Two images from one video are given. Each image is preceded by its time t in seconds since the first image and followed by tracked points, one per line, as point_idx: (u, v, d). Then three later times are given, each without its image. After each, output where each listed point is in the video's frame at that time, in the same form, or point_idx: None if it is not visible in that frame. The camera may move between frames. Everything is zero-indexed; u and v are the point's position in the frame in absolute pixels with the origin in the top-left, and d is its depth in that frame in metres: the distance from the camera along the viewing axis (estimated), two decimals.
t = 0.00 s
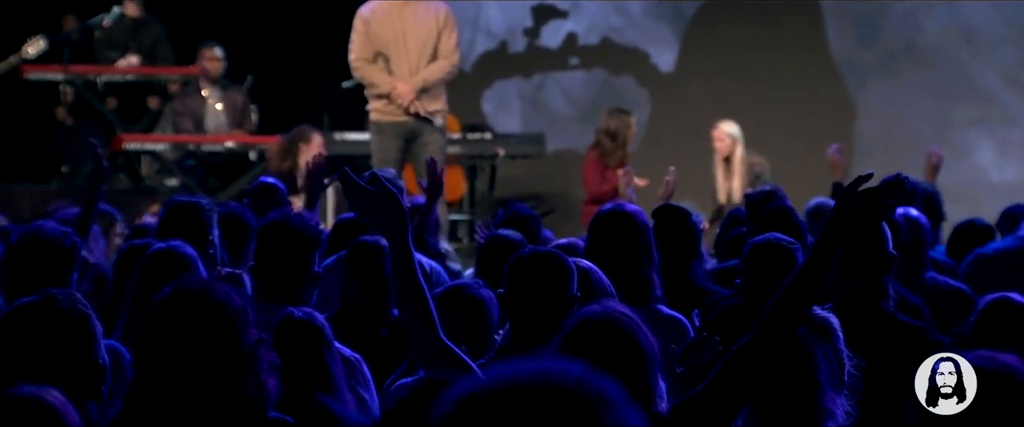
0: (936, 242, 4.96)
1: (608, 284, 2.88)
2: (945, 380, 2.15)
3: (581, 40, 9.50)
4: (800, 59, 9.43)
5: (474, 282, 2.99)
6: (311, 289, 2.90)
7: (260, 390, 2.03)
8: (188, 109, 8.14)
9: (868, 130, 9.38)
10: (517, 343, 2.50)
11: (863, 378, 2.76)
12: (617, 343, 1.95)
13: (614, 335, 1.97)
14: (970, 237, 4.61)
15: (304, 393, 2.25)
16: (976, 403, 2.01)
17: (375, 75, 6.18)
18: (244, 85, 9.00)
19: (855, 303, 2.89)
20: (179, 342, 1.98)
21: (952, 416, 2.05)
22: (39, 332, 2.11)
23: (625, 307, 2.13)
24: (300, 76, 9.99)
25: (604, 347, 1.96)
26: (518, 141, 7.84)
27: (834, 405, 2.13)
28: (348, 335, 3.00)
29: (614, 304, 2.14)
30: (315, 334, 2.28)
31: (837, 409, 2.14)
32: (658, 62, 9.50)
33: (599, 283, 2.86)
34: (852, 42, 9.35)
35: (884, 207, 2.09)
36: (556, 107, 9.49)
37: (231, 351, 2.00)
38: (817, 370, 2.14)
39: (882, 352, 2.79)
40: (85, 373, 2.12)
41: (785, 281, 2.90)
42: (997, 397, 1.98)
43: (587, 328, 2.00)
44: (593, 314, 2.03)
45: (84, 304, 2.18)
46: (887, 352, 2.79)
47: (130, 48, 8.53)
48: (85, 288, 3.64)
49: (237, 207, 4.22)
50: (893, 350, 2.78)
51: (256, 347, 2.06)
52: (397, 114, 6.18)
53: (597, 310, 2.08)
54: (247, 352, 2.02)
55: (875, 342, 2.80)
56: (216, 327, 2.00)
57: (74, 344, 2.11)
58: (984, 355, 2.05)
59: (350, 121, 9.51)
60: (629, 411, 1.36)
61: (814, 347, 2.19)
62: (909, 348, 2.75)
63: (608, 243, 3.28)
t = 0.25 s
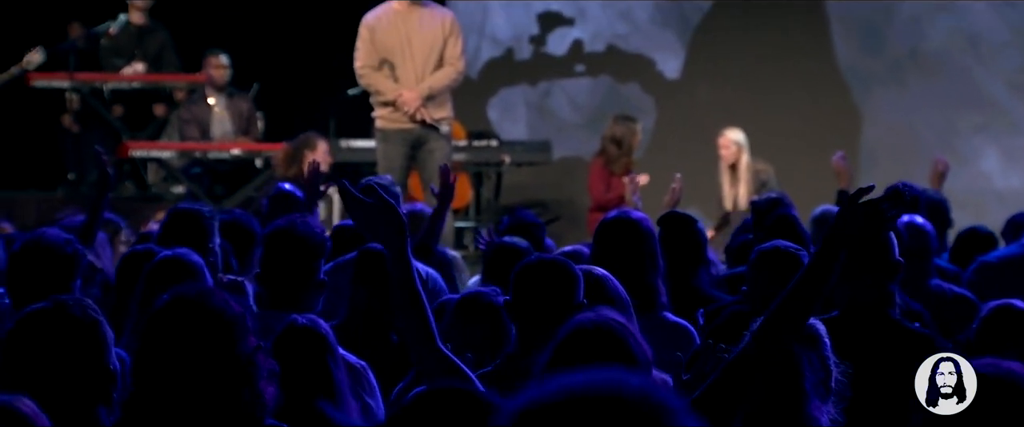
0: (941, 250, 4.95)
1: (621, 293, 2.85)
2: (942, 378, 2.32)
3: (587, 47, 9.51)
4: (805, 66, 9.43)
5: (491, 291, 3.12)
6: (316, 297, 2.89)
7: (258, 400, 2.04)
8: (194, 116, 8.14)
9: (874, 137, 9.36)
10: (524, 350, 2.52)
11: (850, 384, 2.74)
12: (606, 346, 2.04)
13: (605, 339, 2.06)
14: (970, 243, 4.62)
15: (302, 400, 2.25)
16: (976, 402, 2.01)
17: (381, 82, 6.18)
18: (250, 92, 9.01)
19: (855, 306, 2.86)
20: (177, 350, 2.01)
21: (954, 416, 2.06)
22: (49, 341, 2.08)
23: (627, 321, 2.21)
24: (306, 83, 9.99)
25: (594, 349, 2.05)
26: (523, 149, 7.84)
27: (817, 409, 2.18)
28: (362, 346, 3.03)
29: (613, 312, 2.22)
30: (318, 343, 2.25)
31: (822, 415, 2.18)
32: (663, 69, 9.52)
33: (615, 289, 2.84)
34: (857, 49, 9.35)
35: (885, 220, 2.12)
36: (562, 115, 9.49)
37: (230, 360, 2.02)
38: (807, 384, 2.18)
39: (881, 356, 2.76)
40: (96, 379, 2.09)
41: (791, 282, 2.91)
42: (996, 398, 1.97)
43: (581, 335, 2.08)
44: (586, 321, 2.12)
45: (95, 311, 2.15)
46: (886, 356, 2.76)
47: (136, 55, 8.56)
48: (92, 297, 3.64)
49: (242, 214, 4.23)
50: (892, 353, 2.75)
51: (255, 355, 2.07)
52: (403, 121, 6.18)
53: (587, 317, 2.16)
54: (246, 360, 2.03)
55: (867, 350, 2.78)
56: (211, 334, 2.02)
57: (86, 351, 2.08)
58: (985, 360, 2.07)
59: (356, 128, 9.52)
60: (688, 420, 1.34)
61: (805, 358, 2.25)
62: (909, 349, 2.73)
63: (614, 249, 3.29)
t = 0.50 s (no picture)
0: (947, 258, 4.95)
1: (635, 301, 2.83)
2: (946, 382, 2.55)
3: (593, 56, 9.51)
4: (812, 75, 9.41)
5: (505, 299, 3.22)
6: (321, 307, 2.88)
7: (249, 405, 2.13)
8: (200, 125, 8.14)
9: (880, 147, 9.37)
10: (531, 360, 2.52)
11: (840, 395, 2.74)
12: (620, 357, 2.04)
13: (618, 349, 2.07)
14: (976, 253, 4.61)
15: (298, 412, 2.24)
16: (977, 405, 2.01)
17: (387, 91, 6.18)
18: (257, 101, 9.01)
19: (862, 316, 2.86)
20: (177, 354, 2.18)
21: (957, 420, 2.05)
22: (59, 349, 2.12)
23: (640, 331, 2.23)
24: (312, 92, 10.00)
25: (607, 360, 2.05)
26: (529, 157, 7.85)
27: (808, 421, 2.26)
28: (365, 353, 3.03)
29: (624, 321, 2.24)
30: (309, 347, 2.30)
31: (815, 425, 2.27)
32: (669, 78, 9.51)
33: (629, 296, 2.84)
34: (863, 58, 9.36)
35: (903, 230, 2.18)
36: (569, 124, 9.50)
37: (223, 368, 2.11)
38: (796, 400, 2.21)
39: (875, 364, 2.77)
40: (107, 387, 2.12)
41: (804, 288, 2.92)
42: (996, 401, 1.98)
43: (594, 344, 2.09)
44: (598, 329, 2.12)
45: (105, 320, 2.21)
46: (886, 364, 2.76)
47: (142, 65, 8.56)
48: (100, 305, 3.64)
49: (248, 223, 4.23)
50: (893, 361, 2.75)
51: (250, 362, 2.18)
52: (409, 130, 6.18)
53: (598, 325, 2.17)
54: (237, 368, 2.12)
55: (857, 362, 2.78)
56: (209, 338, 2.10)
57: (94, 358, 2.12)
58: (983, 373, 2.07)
59: (362, 137, 9.54)
60: None
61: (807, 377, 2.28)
62: (907, 352, 2.75)
63: (619, 257, 3.29)
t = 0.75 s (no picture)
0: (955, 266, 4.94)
1: (646, 309, 2.84)
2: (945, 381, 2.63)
3: (599, 64, 9.51)
4: (818, 83, 9.40)
5: (513, 307, 3.21)
6: (328, 314, 2.88)
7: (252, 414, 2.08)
8: (208, 133, 8.21)
9: (886, 155, 9.37)
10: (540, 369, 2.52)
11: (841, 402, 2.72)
12: (647, 365, 2.04)
13: (643, 356, 2.07)
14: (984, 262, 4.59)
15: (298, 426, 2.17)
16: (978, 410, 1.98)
17: (392, 100, 6.18)
18: (264, 109, 9.02)
19: (871, 324, 2.85)
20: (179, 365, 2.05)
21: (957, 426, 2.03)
22: (68, 357, 2.00)
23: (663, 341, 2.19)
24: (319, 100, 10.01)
25: (634, 368, 2.05)
26: (536, 166, 7.85)
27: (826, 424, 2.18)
28: (366, 360, 3.01)
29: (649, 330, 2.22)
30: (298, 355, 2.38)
31: None
32: (676, 86, 9.51)
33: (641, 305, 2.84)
34: (869, 65, 9.34)
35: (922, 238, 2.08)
36: (575, 132, 9.51)
37: (227, 376, 2.05)
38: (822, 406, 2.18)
39: (874, 369, 2.76)
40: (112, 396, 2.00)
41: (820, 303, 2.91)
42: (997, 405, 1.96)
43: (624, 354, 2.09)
44: (625, 337, 2.12)
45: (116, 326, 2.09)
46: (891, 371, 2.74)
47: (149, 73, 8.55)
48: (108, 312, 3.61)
49: (255, 231, 4.23)
50: (898, 369, 2.74)
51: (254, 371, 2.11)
52: (414, 139, 6.19)
53: (624, 334, 2.17)
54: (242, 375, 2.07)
55: (859, 372, 2.77)
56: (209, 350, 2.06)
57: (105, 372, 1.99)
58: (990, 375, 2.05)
59: (368, 145, 9.55)
60: None
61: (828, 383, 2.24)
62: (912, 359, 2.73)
63: (626, 265, 3.29)
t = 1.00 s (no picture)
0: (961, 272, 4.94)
1: (652, 314, 2.86)
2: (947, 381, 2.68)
3: (605, 71, 9.50)
4: (823, 89, 9.42)
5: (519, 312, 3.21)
6: (333, 320, 2.89)
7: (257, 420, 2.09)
8: (213, 139, 8.16)
9: (892, 160, 9.36)
10: (549, 374, 2.53)
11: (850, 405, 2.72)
12: (671, 371, 2.06)
13: (667, 365, 2.08)
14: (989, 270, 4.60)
15: None
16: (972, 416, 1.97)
17: (398, 105, 6.17)
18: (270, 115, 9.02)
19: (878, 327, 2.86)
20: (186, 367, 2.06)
21: None
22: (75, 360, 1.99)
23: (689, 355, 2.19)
24: (324, 106, 10.02)
25: (657, 375, 2.07)
26: (542, 171, 7.85)
27: None
28: (369, 365, 3.01)
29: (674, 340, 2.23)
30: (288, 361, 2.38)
31: None
32: (682, 92, 9.51)
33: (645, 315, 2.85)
34: (874, 70, 9.37)
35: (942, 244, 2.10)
36: (581, 138, 9.49)
37: (230, 381, 2.06)
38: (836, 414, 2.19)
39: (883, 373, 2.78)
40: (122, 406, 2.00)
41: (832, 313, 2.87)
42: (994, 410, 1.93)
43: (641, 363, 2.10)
44: (647, 347, 2.13)
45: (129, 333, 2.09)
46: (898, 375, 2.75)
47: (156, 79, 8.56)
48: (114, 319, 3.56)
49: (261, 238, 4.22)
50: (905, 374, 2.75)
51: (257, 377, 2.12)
52: (420, 145, 6.19)
53: (646, 342, 2.18)
54: (249, 380, 2.09)
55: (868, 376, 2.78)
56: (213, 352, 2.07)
57: (113, 377, 1.99)
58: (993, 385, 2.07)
59: (373, 151, 9.56)
60: None
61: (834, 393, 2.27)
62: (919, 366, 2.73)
63: (631, 271, 3.28)
